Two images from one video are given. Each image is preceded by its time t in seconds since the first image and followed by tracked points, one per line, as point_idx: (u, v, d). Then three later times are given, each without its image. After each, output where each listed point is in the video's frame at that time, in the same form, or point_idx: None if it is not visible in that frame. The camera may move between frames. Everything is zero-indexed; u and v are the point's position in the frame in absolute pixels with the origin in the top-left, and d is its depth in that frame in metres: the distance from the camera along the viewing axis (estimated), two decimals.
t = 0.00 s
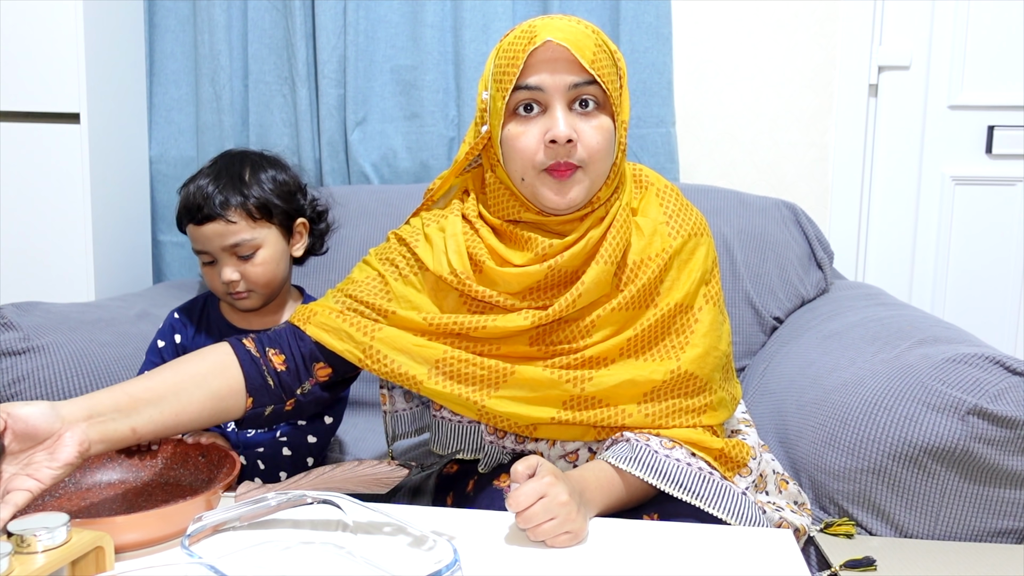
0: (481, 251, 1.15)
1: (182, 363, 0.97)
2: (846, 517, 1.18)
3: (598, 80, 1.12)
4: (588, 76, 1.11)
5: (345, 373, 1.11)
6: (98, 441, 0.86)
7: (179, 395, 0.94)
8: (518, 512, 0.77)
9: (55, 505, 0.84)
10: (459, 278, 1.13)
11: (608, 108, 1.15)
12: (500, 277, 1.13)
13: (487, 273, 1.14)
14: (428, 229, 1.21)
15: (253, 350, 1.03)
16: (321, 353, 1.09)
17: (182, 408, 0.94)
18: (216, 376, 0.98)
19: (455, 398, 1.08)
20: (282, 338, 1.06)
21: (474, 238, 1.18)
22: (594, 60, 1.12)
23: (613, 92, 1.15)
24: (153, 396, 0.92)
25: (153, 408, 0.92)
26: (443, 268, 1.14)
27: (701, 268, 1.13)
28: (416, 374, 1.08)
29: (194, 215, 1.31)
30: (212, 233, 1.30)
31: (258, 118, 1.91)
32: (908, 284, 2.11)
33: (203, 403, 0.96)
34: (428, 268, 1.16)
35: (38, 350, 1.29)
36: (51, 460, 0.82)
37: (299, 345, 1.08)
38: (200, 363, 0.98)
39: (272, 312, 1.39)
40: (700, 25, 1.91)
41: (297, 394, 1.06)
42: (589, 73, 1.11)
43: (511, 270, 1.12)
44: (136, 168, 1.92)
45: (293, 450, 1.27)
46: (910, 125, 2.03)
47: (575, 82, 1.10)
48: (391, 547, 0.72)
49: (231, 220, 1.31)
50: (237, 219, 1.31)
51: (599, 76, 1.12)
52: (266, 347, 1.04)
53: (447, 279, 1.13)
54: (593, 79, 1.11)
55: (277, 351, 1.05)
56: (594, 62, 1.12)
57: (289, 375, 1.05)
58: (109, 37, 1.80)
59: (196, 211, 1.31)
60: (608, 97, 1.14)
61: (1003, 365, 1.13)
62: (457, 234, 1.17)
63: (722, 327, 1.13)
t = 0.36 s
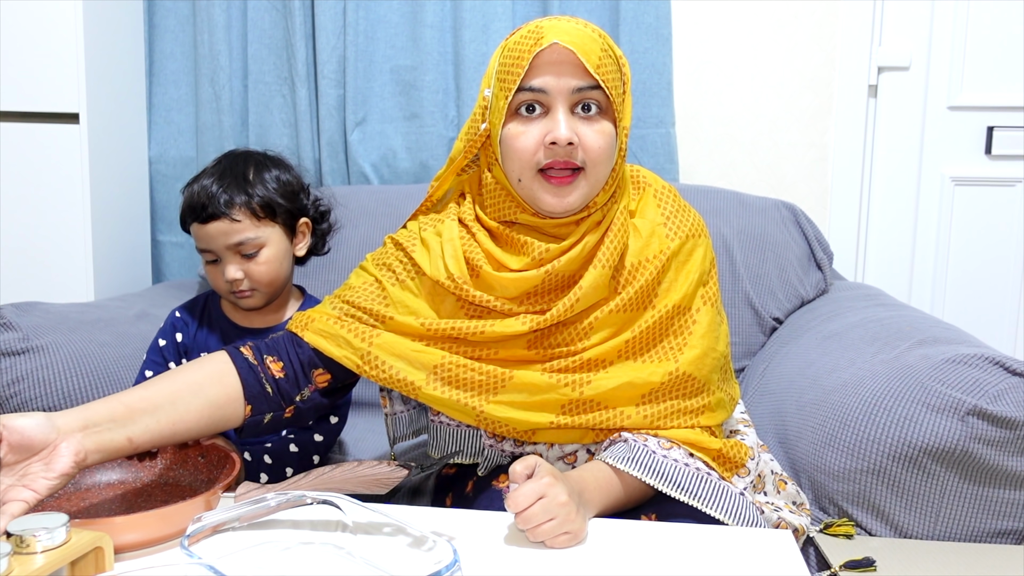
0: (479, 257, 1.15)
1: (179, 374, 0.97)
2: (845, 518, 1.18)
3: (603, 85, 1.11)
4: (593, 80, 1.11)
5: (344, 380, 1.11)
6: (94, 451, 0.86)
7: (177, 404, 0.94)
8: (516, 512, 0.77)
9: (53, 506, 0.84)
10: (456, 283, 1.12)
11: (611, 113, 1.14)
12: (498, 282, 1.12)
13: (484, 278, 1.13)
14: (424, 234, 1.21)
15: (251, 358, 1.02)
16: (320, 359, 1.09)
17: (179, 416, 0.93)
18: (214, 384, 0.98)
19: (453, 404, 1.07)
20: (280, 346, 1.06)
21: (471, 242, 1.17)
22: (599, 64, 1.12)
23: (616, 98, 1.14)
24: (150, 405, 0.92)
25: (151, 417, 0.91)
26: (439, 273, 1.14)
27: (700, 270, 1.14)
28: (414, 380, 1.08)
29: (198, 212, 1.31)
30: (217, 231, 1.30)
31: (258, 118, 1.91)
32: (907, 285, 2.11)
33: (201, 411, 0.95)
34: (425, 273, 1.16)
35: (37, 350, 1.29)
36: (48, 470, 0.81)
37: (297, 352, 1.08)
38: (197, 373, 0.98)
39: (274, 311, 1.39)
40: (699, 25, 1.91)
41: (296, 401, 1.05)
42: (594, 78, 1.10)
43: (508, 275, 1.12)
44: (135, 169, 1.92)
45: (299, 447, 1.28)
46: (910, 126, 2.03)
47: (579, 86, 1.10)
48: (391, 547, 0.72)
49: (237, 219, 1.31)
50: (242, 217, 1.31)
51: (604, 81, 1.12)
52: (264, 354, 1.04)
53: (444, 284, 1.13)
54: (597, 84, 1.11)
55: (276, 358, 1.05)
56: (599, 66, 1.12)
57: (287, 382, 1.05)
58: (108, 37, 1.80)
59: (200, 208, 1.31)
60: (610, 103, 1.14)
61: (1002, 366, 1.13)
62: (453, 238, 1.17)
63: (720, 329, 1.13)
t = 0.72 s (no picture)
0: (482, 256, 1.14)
1: (180, 377, 0.97)
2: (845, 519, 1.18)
3: (602, 88, 1.11)
4: (591, 83, 1.11)
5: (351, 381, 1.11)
6: (95, 447, 0.85)
7: (178, 402, 0.93)
8: (515, 514, 0.77)
9: (51, 507, 0.83)
10: (459, 281, 1.12)
11: (609, 116, 1.14)
12: (500, 283, 1.12)
13: (486, 278, 1.13)
14: (427, 232, 1.20)
15: (258, 359, 1.03)
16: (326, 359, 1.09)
17: (181, 413, 0.93)
18: (215, 383, 0.97)
19: (455, 413, 1.07)
20: (286, 346, 1.06)
21: (474, 242, 1.17)
22: (599, 66, 1.11)
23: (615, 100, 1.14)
24: (151, 404, 0.91)
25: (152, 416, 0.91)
26: (441, 271, 1.14)
27: (701, 273, 1.14)
28: (418, 386, 1.07)
29: (198, 211, 1.30)
30: (217, 230, 1.30)
31: (257, 119, 1.91)
32: (907, 287, 2.11)
33: (204, 408, 0.94)
34: (428, 272, 1.16)
35: (35, 350, 1.29)
36: (46, 466, 0.80)
37: (303, 351, 1.07)
38: (198, 374, 0.98)
39: (271, 311, 1.38)
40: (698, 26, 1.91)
41: (307, 400, 1.05)
42: (592, 80, 1.10)
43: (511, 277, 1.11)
44: (134, 170, 1.91)
45: (296, 445, 1.27)
46: (909, 128, 2.03)
47: (577, 88, 1.10)
48: (391, 549, 0.72)
49: (237, 218, 1.31)
50: (242, 216, 1.31)
51: (603, 84, 1.11)
52: (270, 355, 1.04)
53: (447, 283, 1.13)
54: (596, 86, 1.11)
55: (282, 358, 1.05)
56: (599, 68, 1.11)
57: (296, 381, 1.04)
58: (107, 38, 1.79)
59: (200, 207, 1.31)
60: (609, 106, 1.13)
61: (1002, 368, 1.13)
62: (456, 238, 1.17)
63: (718, 332, 1.13)
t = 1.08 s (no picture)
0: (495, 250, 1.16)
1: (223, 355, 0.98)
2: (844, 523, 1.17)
3: (611, 91, 1.11)
4: (601, 86, 1.11)
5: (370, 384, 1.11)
6: (138, 401, 0.83)
7: (221, 377, 0.93)
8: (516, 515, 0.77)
9: (49, 513, 0.83)
10: (472, 273, 1.13)
11: (619, 118, 1.14)
12: (511, 276, 1.13)
13: (497, 271, 1.14)
14: (440, 225, 1.21)
15: (285, 354, 1.02)
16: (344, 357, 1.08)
17: (222, 388, 0.93)
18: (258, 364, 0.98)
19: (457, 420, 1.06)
20: (312, 345, 1.06)
21: (486, 235, 1.18)
22: (610, 69, 1.12)
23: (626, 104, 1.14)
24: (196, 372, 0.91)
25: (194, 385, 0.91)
26: (454, 264, 1.14)
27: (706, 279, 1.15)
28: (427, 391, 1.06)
29: (191, 218, 1.30)
30: (212, 236, 1.30)
31: (255, 124, 1.91)
32: (904, 290, 2.11)
33: (243, 388, 0.95)
34: (440, 264, 1.17)
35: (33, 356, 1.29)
36: (89, 418, 0.79)
37: (323, 348, 1.07)
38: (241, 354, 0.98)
39: (265, 317, 1.38)
40: (695, 31, 1.91)
41: (330, 398, 1.04)
42: (603, 83, 1.10)
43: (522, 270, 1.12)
44: (132, 176, 1.92)
45: (295, 449, 1.27)
46: (905, 132, 2.03)
47: (587, 90, 1.10)
48: (389, 554, 0.72)
49: (231, 223, 1.31)
50: (237, 222, 1.31)
51: (613, 87, 1.12)
52: (297, 351, 1.04)
53: (460, 275, 1.13)
54: (606, 89, 1.11)
55: (307, 354, 1.05)
56: (610, 71, 1.12)
57: (320, 377, 1.04)
58: (105, 43, 1.80)
59: (193, 214, 1.30)
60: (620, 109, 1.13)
61: (1000, 371, 1.13)
62: (469, 230, 1.17)
63: (720, 340, 1.14)
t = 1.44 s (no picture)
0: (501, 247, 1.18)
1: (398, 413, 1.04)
2: (840, 529, 1.18)
3: (613, 92, 1.12)
4: (603, 87, 1.12)
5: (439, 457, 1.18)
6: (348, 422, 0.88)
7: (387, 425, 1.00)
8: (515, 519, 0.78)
9: (44, 521, 0.83)
10: (480, 273, 1.16)
11: (620, 119, 1.15)
12: (519, 275, 1.16)
13: (503, 268, 1.17)
14: (449, 234, 1.24)
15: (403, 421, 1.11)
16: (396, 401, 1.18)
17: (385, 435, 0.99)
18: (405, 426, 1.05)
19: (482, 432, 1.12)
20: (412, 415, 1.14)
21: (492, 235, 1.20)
22: (612, 71, 1.12)
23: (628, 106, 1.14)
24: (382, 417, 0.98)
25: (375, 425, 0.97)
26: (463, 267, 1.17)
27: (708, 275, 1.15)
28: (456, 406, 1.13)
29: (185, 227, 1.30)
30: (207, 245, 1.29)
31: (250, 131, 1.92)
32: (899, 295, 2.12)
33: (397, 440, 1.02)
34: (449, 271, 1.19)
35: (27, 364, 1.28)
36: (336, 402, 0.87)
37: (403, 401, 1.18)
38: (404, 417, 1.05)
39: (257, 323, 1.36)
40: (689, 36, 1.92)
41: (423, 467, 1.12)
42: (604, 84, 1.11)
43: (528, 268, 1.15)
44: (127, 184, 1.92)
45: (288, 456, 1.26)
46: (900, 138, 2.04)
47: (589, 91, 1.11)
48: (385, 562, 0.72)
49: (226, 232, 1.30)
50: (231, 231, 1.31)
51: (615, 88, 1.12)
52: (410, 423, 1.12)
53: (467, 276, 1.16)
54: (607, 90, 1.12)
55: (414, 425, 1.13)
56: (611, 73, 1.12)
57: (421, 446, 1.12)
58: (100, 51, 1.80)
59: (187, 223, 1.30)
60: (623, 111, 1.14)
61: (995, 375, 1.13)
62: (475, 233, 1.20)
63: (720, 336, 1.13)
